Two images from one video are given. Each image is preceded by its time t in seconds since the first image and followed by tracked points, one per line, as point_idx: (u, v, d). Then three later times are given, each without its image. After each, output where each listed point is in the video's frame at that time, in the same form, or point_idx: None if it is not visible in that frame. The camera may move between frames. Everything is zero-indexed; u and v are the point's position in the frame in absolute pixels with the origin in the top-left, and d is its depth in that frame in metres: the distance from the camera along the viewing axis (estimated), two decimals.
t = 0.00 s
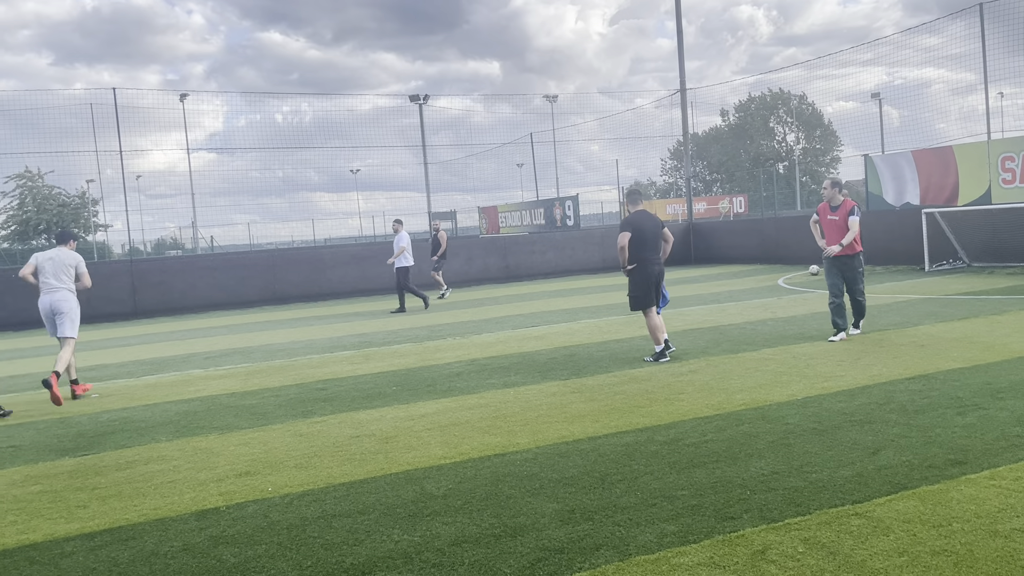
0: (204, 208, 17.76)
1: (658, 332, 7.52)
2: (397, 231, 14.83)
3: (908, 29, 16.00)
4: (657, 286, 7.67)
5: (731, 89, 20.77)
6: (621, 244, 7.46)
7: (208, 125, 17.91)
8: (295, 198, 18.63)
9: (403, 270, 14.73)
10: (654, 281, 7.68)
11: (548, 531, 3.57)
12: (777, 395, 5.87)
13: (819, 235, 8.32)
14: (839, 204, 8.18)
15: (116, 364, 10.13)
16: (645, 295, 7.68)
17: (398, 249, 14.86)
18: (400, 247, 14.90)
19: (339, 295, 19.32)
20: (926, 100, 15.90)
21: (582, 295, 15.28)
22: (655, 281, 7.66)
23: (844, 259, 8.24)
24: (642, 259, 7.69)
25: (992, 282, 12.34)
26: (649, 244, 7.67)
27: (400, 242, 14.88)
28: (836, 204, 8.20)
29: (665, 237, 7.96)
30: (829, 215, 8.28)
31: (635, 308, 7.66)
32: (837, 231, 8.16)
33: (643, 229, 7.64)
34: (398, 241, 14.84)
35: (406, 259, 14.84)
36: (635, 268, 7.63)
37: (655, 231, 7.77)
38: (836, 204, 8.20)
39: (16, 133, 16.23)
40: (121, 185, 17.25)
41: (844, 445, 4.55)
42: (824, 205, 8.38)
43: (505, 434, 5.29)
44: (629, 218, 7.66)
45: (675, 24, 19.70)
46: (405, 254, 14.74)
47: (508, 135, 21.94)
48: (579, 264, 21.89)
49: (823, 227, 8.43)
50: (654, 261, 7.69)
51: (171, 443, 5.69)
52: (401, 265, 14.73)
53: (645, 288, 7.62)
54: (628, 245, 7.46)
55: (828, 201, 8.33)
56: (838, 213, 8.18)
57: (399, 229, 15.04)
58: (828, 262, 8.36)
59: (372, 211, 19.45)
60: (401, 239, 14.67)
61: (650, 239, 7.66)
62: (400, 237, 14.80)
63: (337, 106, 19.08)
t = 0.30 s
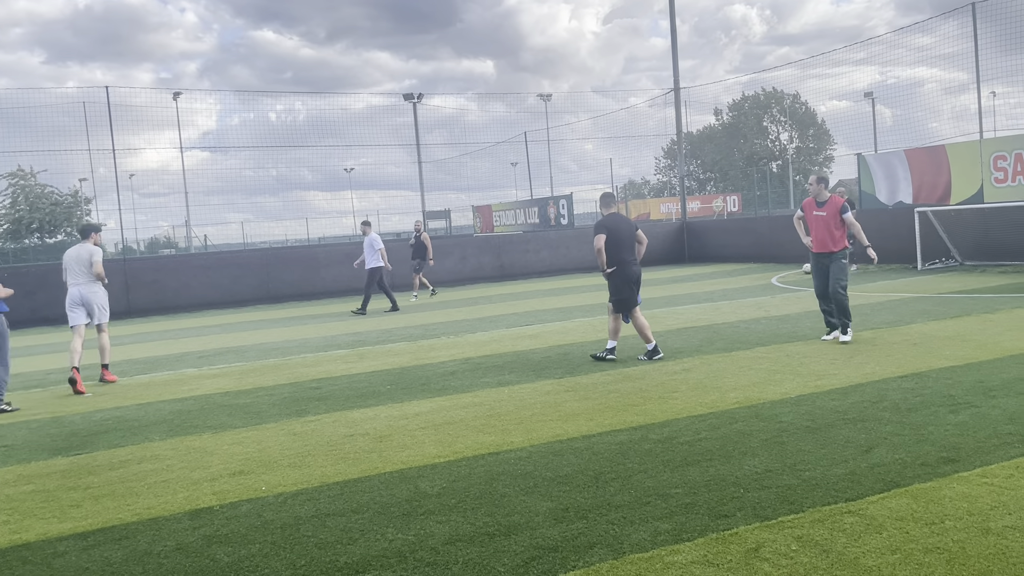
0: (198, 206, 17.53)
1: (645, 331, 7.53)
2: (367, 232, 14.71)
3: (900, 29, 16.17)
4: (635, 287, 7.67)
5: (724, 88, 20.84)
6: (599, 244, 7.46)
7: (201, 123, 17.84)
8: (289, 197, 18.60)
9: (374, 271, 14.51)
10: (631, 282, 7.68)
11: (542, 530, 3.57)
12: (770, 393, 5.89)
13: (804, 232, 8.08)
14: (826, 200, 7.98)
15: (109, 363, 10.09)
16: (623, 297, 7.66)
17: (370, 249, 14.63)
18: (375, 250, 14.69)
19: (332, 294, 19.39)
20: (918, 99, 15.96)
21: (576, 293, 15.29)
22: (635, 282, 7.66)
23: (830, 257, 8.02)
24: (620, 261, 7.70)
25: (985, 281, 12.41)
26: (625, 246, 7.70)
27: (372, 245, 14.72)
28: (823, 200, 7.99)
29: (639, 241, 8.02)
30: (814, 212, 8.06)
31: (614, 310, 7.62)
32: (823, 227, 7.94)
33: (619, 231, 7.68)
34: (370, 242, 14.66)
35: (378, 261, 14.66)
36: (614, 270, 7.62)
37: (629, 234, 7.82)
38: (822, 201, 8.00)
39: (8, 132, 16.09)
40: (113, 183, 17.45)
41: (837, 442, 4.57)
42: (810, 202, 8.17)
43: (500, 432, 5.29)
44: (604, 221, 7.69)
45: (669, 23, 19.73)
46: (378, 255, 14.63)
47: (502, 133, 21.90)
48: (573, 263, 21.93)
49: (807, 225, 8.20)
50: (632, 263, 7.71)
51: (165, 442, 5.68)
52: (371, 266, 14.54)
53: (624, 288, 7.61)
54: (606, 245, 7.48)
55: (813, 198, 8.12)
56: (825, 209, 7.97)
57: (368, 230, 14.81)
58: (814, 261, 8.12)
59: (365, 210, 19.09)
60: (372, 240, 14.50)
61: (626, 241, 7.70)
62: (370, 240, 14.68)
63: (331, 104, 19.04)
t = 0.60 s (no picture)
0: (189, 207, 17.75)
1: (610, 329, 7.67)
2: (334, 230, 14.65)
3: (891, 29, 16.26)
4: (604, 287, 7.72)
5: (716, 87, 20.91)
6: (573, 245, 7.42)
7: (192, 121, 17.74)
8: (281, 196, 18.56)
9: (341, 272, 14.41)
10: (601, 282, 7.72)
11: (534, 529, 3.57)
12: (762, 391, 5.91)
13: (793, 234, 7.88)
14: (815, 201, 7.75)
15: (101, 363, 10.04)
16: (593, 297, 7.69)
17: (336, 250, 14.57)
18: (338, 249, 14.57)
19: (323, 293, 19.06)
20: (909, 98, 16.06)
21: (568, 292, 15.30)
22: (605, 281, 7.74)
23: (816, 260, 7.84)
24: (590, 260, 7.72)
25: (976, 279, 12.47)
26: (595, 246, 7.70)
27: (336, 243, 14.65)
28: (812, 201, 7.76)
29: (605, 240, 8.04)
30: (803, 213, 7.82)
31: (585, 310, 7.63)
32: (813, 229, 7.74)
33: (590, 231, 7.68)
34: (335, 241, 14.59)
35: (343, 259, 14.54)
36: (585, 269, 7.65)
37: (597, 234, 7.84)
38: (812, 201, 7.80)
39: None
40: (105, 182, 17.30)
41: (829, 441, 4.58)
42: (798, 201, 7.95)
43: (493, 431, 5.29)
44: (575, 220, 7.64)
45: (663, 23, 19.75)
46: (343, 255, 14.53)
47: (495, 132, 21.81)
48: (565, 262, 21.92)
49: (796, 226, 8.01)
50: (601, 261, 7.76)
51: (156, 442, 5.65)
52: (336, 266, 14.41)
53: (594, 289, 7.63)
54: (579, 245, 7.45)
55: (801, 198, 7.88)
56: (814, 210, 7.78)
57: (336, 229, 14.90)
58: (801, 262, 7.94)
59: (359, 209, 19.64)
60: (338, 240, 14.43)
61: (596, 241, 7.71)
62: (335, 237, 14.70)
63: (324, 103, 19.00)
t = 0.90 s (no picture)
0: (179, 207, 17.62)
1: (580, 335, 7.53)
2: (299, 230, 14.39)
3: (881, 28, 16.31)
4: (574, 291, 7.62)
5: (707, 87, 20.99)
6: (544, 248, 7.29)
7: (182, 121, 17.62)
8: (272, 195, 18.50)
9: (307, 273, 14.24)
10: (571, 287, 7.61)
11: (525, 528, 3.57)
12: (752, 390, 5.93)
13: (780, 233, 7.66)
14: (803, 198, 7.48)
15: (90, 363, 9.98)
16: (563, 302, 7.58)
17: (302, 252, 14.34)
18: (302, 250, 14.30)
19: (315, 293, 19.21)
20: (899, 98, 16.13)
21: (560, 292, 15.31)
22: (574, 285, 7.60)
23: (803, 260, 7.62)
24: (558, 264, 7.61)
25: (965, 278, 12.54)
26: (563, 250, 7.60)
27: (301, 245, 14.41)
28: (800, 198, 7.49)
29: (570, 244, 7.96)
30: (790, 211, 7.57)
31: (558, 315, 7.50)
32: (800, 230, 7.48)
33: (559, 235, 7.57)
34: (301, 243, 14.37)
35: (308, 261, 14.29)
36: (554, 273, 7.52)
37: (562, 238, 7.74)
38: (800, 200, 7.51)
39: None
40: (95, 181, 17.07)
41: (819, 439, 4.60)
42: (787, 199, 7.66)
43: (484, 431, 5.28)
44: (548, 222, 7.55)
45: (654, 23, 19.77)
46: (306, 257, 14.27)
47: (487, 132, 21.73)
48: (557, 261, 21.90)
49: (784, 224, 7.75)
50: (570, 265, 7.65)
51: (146, 443, 5.62)
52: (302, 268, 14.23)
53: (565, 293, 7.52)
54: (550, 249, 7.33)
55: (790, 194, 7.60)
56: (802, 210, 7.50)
57: (301, 229, 14.41)
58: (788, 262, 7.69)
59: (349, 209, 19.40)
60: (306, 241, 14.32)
61: (564, 244, 7.61)
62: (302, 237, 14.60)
63: (314, 102, 18.95)
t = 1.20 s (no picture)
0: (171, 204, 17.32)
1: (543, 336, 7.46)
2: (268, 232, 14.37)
3: (872, 28, 16.38)
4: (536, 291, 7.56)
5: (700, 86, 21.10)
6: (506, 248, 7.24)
7: (174, 120, 17.68)
8: (264, 195, 18.46)
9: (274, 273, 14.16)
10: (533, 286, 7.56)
11: (516, 527, 3.57)
12: (744, 389, 5.95)
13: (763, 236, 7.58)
14: (785, 200, 7.46)
15: (80, 363, 9.93)
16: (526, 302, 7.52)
17: (271, 251, 14.28)
18: (275, 251, 14.31)
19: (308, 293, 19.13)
20: (890, 97, 16.21)
21: (552, 291, 15.32)
22: (536, 284, 7.57)
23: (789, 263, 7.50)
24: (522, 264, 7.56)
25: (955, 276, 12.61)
26: (526, 249, 7.54)
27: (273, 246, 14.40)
28: (782, 200, 7.46)
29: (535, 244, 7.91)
30: (773, 213, 7.53)
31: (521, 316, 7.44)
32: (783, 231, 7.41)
33: (522, 235, 7.53)
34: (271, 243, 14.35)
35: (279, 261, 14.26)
36: (517, 273, 7.45)
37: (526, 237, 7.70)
38: (782, 201, 7.48)
39: None
40: (84, 182, 17.10)
41: (809, 437, 4.62)
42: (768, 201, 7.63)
43: (476, 430, 5.28)
44: (510, 222, 7.47)
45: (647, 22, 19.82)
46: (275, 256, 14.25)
47: (479, 131, 21.67)
48: (550, 260, 21.89)
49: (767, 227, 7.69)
50: (534, 265, 7.60)
51: (136, 443, 5.60)
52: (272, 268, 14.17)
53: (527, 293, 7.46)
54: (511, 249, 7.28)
55: (771, 198, 7.58)
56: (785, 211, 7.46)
57: (271, 229, 14.52)
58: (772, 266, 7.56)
59: (342, 208, 19.49)
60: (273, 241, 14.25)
61: (527, 244, 7.56)
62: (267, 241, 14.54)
63: (306, 102, 18.94)
